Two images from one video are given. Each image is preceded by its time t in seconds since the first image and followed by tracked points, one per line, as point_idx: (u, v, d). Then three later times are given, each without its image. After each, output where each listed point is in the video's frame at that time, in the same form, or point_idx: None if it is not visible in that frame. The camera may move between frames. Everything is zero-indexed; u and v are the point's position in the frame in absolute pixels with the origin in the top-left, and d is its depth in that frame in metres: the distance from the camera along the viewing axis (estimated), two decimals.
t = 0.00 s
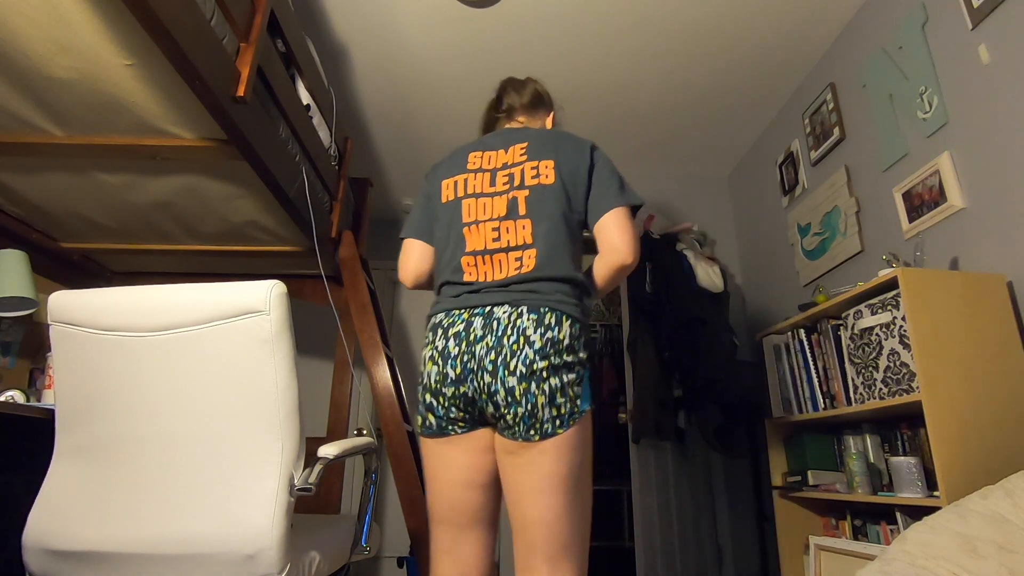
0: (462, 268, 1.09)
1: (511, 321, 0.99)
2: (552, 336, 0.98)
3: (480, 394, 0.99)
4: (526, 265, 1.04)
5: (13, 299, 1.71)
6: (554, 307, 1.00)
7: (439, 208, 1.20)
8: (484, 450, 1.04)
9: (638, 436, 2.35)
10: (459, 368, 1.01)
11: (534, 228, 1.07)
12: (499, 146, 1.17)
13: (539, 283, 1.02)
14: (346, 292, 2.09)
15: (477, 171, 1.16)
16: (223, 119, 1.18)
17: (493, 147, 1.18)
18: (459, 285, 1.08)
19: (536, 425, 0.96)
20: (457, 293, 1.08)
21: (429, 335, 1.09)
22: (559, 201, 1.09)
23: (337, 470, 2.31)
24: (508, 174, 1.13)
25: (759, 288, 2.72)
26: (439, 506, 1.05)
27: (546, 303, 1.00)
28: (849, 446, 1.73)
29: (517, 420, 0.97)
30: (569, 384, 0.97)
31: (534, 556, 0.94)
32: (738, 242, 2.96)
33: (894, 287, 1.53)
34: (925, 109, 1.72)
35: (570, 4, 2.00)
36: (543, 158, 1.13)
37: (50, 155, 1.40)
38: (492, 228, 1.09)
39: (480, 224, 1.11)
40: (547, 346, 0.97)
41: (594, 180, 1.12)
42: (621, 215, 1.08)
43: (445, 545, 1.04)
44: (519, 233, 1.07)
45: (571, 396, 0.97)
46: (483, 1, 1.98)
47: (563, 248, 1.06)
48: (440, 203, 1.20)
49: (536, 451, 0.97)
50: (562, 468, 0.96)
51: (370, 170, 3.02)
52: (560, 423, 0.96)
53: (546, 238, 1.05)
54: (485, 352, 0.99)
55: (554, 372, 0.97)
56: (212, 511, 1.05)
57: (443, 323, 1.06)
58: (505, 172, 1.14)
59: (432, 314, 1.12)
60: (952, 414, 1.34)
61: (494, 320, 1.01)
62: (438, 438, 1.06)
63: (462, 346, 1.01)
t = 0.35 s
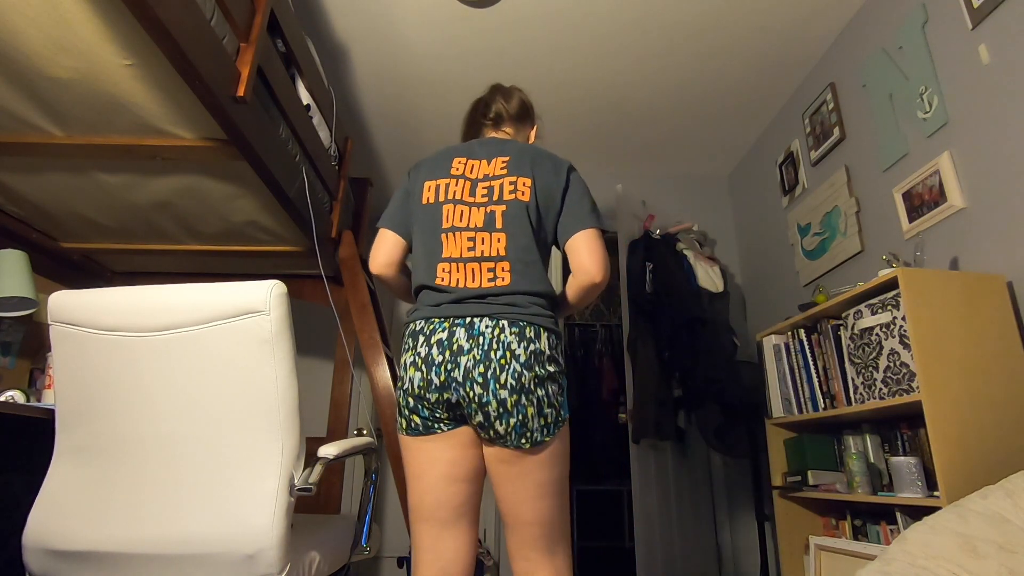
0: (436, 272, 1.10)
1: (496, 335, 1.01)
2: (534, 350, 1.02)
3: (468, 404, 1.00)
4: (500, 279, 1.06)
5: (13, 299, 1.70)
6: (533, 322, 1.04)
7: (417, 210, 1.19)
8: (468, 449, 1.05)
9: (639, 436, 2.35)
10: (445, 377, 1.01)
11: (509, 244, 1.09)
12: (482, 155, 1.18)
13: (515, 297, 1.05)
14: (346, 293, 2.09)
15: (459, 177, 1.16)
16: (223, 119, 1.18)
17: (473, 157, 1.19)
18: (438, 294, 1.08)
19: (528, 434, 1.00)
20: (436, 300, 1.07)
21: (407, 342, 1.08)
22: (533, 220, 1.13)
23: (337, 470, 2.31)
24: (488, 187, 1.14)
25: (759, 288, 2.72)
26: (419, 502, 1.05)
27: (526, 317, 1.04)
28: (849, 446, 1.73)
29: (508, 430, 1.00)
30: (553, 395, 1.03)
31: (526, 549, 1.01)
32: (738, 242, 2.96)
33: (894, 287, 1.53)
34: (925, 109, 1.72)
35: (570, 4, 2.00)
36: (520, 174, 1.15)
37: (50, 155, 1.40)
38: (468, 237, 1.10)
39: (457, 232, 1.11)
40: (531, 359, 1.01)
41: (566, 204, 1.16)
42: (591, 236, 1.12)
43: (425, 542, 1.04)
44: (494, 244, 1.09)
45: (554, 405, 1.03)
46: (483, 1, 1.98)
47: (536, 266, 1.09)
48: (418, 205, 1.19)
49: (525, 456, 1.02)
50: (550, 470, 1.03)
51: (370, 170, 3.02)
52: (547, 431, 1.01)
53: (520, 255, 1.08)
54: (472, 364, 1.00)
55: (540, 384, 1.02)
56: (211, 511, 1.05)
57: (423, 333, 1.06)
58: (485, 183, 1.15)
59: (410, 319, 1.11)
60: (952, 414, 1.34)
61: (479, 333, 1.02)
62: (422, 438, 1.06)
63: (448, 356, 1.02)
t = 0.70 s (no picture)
0: (462, 276, 1.09)
1: (527, 333, 1.03)
2: (563, 347, 1.04)
3: (499, 400, 1.00)
4: (526, 282, 1.07)
5: (13, 299, 1.70)
6: (562, 321, 1.05)
7: (436, 212, 1.17)
8: (488, 447, 1.05)
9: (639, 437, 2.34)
10: (479, 374, 1.01)
11: (533, 248, 1.10)
12: (499, 162, 1.18)
13: (543, 299, 1.06)
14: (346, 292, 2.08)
15: (478, 182, 1.16)
16: (223, 120, 1.18)
17: (489, 163, 1.19)
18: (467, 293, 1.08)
19: (553, 427, 1.02)
20: (464, 302, 1.07)
21: (436, 342, 1.07)
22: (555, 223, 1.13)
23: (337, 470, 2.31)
24: (507, 194, 1.14)
25: (759, 288, 2.72)
26: (435, 497, 1.05)
27: (555, 317, 1.05)
28: (849, 446, 1.73)
29: (535, 422, 1.01)
30: (578, 391, 1.05)
31: (540, 544, 1.00)
32: (738, 242, 2.96)
33: (894, 287, 1.53)
34: (925, 109, 1.72)
35: (570, 3, 2.00)
36: (539, 179, 1.15)
37: (50, 155, 1.40)
38: (493, 242, 1.11)
39: (482, 236, 1.11)
40: (561, 356, 1.03)
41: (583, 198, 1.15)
42: (627, 195, 1.12)
43: (439, 540, 1.03)
44: (519, 249, 1.10)
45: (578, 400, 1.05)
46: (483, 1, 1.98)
47: (556, 270, 1.10)
48: (436, 208, 1.17)
49: (539, 449, 1.03)
50: (566, 464, 1.03)
51: (370, 170, 3.02)
52: (573, 424, 1.03)
53: (544, 259, 1.09)
54: (505, 361, 1.01)
55: (567, 379, 1.04)
56: (211, 511, 1.05)
57: (452, 331, 1.06)
58: (503, 190, 1.15)
59: (436, 320, 1.10)
60: (953, 414, 1.34)
61: (510, 330, 1.03)
62: (449, 438, 1.05)
63: (482, 355, 1.02)
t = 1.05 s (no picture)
0: (483, 271, 1.10)
1: (546, 330, 1.03)
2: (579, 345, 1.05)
3: (519, 396, 1.00)
4: (547, 279, 1.08)
5: (13, 299, 1.70)
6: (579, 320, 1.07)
7: (457, 209, 1.18)
8: (501, 447, 1.05)
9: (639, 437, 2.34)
10: (499, 372, 1.00)
11: (554, 246, 1.12)
12: (518, 163, 1.20)
13: (564, 297, 1.07)
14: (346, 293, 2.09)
15: (500, 181, 1.17)
16: (224, 120, 1.18)
17: (510, 164, 1.21)
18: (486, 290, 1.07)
19: (571, 423, 1.02)
20: (484, 298, 1.07)
21: (454, 340, 1.06)
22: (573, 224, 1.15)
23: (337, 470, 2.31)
24: (528, 193, 1.16)
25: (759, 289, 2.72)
26: (445, 496, 1.04)
27: (573, 315, 1.06)
28: (849, 446, 1.73)
29: (553, 418, 1.01)
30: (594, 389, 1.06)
31: (553, 540, 1.00)
32: (738, 242, 2.96)
33: (894, 287, 1.53)
34: (925, 109, 1.72)
35: (570, 3, 2.00)
36: (560, 181, 1.17)
37: (50, 155, 1.40)
38: (515, 238, 1.12)
39: (505, 233, 1.12)
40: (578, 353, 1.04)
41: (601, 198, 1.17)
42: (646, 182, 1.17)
43: (449, 539, 1.02)
44: (540, 246, 1.11)
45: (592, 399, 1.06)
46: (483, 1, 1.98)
47: (575, 268, 1.11)
48: (457, 206, 1.18)
49: (551, 446, 1.02)
50: (578, 459, 1.03)
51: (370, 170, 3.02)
52: (589, 421, 1.04)
53: (564, 258, 1.11)
54: (524, 357, 1.01)
55: (583, 376, 1.05)
56: (211, 510, 1.05)
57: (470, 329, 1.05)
58: (525, 190, 1.17)
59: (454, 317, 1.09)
60: (954, 413, 1.34)
61: (530, 328, 1.03)
62: (466, 437, 1.04)
63: (502, 352, 1.02)
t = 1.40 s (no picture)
0: (491, 267, 1.09)
1: (554, 330, 1.04)
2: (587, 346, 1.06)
3: (527, 395, 1.01)
4: (553, 278, 1.09)
5: (13, 299, 1.70)
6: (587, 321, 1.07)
7: (467, 206, 1.18)
8: (507, 446, 1.05)
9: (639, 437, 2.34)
10: (508, 370, 1.01)
11: (562, 245, 1.12)
12: (528, 165, 1.21)
13: (570, 297, 1.08)
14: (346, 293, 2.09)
15: (510, 181, 1.18)
16: (224, 120, 1.18)
17: (520, 165, 1.22)
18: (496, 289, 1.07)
19: (578, 423, 1.02)
20: (493, 295, 1.07)
21: (461, 339, 1.06)
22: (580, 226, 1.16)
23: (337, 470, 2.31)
24: (537, 194, 1.17)
25: (759, 289, 2.72)
26: (449, 495, 1.04)
27: (582, 316, 1.07)
28: (849, 446, 1.73)
29: (561, 418, 1.01)
30: (600, 390, 1.06)
31: (557, 540, 1.00)
32: (738, 242, 2.96)
33: (894, 287, 1.53)
34: (925, 109, 1.72)
35: (570, 3, 2.00)
36: (569, 183, 1.19)
37: (51, 155, 1.40)
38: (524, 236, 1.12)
39: (513, 230, 1.12)
40: (586, 353, 1.05)
41: (607, 201, 1.18)
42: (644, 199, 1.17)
43: (452, 539, 1.02)
44: (548, 245, 1.12)
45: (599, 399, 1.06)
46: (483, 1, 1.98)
47: (579, 268, 1.11)
48: (466, 202, 1.18)
49: (556, 446, 1.02)
50: (583, 460, 1.03)
51: (370, 170, 3.02)
52: (596, 422, 1.04)
53: (570, 257, 1.12)
54: (534, 356, 1.02)
55: (591, 377, 1.05)
56: (211, 510, 1.05)
57: (479, 328, 1.05)
58: (534, 190, 1.18)
59: (462, 315, 1.08)
60: (954, 414, 1.34)
61: (539, 327, 1.04)
62: (472, 435, 1.04)
63: (511, 351, 1.02)
